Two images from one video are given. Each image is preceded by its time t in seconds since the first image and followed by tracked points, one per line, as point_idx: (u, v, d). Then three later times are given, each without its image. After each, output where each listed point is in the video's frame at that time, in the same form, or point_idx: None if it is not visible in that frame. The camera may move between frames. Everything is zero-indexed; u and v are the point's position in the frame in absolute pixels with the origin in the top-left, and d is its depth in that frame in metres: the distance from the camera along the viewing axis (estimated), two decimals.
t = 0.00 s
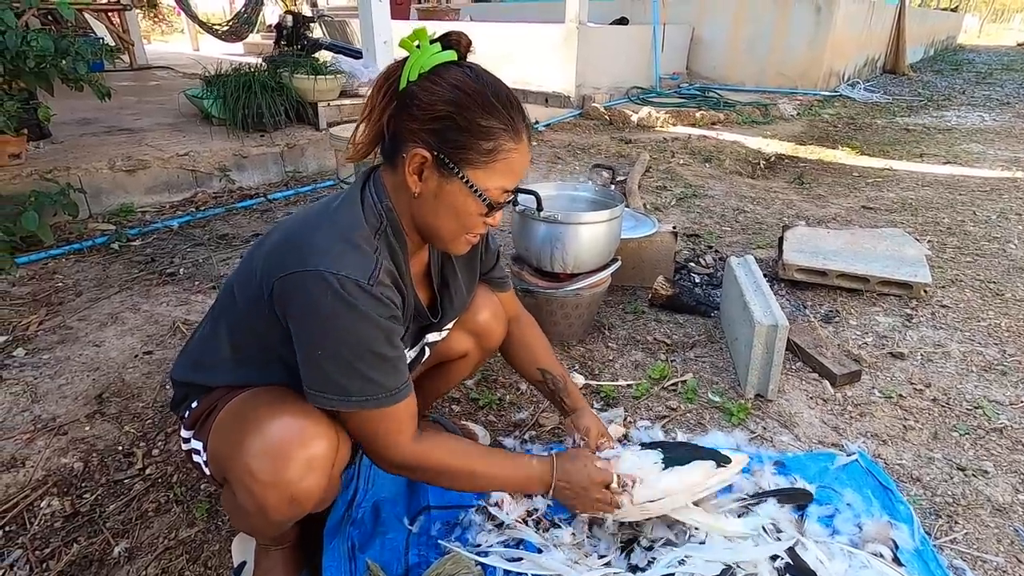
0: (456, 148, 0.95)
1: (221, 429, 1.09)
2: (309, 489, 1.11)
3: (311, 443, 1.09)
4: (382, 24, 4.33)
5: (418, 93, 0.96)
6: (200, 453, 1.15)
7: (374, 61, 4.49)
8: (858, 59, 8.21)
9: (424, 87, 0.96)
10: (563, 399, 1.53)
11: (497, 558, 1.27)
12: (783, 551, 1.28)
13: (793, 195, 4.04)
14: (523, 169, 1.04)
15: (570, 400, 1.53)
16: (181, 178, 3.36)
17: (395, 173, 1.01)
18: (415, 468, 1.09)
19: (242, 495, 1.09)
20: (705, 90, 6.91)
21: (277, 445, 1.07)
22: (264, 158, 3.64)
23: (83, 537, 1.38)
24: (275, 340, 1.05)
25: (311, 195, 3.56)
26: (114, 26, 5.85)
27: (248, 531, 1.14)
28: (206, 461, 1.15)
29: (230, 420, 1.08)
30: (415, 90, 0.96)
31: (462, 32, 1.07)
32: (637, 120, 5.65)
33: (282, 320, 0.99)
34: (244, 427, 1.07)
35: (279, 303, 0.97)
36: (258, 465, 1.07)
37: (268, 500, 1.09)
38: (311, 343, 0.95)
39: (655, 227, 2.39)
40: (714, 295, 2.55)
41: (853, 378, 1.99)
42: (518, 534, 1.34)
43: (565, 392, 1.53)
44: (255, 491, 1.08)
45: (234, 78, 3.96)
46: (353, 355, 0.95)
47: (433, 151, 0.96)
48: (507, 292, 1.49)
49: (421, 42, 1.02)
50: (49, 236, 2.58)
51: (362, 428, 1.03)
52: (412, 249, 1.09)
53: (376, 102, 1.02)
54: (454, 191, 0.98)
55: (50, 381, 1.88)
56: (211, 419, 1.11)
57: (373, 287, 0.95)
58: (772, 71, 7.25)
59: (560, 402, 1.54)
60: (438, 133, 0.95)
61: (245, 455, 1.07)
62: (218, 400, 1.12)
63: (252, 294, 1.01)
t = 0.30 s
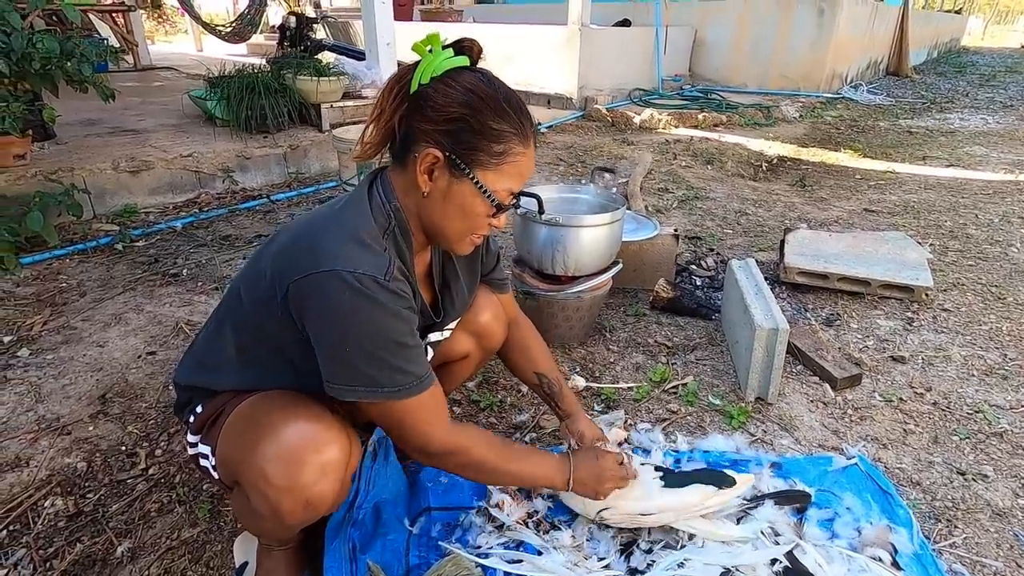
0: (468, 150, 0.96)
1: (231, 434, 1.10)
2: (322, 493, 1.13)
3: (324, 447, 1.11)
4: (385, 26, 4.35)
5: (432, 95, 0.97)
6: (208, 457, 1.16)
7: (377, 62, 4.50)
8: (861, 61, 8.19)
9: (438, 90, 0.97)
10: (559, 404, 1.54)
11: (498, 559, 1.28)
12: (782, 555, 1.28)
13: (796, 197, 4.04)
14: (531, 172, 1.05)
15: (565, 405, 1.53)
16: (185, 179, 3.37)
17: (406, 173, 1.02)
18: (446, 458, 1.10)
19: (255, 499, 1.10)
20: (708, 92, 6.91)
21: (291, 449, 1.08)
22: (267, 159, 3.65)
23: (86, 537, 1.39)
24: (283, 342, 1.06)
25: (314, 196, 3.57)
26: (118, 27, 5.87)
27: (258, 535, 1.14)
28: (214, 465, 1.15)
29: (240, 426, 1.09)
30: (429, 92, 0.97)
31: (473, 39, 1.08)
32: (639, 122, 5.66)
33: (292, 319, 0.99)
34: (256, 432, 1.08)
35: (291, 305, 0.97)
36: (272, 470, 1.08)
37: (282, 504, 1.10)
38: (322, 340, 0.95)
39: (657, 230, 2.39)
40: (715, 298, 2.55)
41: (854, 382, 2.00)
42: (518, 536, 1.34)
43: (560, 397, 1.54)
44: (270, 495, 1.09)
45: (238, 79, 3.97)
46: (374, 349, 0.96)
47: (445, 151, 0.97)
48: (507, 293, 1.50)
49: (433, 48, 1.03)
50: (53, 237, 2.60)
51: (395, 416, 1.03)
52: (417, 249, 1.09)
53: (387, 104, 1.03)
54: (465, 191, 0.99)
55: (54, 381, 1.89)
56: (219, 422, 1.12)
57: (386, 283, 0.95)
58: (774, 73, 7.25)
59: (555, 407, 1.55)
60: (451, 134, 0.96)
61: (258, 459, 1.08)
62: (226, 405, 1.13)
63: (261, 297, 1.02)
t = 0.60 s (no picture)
0: (468, 147, 0.99)
1: (235, 429, 1.12)
2: (325, 487, 1.14)
3: (327, 443, 1.12)
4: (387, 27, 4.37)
5: (432, 96, 0.99)
6: (212, 453, 1.18)
7: (378, 64, 4.53)
8: (862, 62, 8.20)
9: (437, 91, 1.00)
10: (551, 402, 1.57)
11: (493, 555, 1.30)
12: (773, 551, 1.30)
13: (795, 199, 4.06)
14: (527, 170, 1.07)
15: (557, 403, 1.56)
16: (187, 180, 3.40)
17: (405, 170, 1.04)
18: (427, 460, 1.10)
19: (259, 494, 1.11)
20: (708, 93, 6.93)
21: (294, 444, 1.10)
22: (269, 160, 3.68)
23: (88, 532, 1.42)
24: (285, 336, 1.08)
25: (315, 197, 3.60)
26: (122, 29, 5.90)
27: (261, 529, 1.16)
28: (218, 459, 1.17)
29: (244, 421, 1.11)
30: (428, 93, 1.00)
31: (470, 42, 1.10)
32: (639, 124, 5.68)
33: (295, 313, 1.02)
34: (260, 427, 1.10)
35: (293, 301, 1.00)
36: (275, 464, 1.10)
37: (285, 498, 1.11)
38: (323, 334, 0.97)
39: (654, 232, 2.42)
40: (712, 299, 2.57)
41: (849, 382, 2.02)
42: (514, 532, 1.36)
43: (552, 396, 1.56)
44: (274, 489, 1.10)
45: (240, 81, 4.00)
46: (367, 344, 0.97)
47: (444, 149, 0.99)
48: (503, 292, 1.52)
49: (431, 51, 1.05)
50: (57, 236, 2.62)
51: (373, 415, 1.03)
52: (417, 245, 1.11)
53: (386, 104, 1.05)
54: (464, 187, 1.01)
55: (57, 379, 1.91)
56: (223, 417, 1.14)
57: (385, 277, 0.98)
58: (775, 75, 7.26)
59: (547, 404, 1.58)
60: (450, 132, 0.99)
61: (263, 455, 1.09)
62: (230, 401, 1.15)
63: (263, 293, 1.05)
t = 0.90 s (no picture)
0: (473, 133, 0.99)
1: (242, 419, 1.12)
2: (331, 477, 1.14)
3: (334, 432, 1.13)
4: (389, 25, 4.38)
5: (437, 83, 1.00)
6: (217, 443, 1.18)
7: (381, 62, 4.53)
8: (865, 62, 8.20)
9: (442, 77, 1.00)
10: (550, 395, 1.56)
11: (496, 545, 1.31)
12: (776, 542, 1.30)
13: (797, 197, 4.06)
14: (532, 157, 1.08)
15: (556, 395, 1.56)
16: (190, 177, 3.40)
17: (411, 157, 1.04)
18: (446, 436, 1.12)
19: (266, 483, 1.11)
20: (710, 93, 6.92)
21: (301, 433, 1.10)
22: (271, 157, 3.68)
23: (92, 523, 1.42)
24: (290, 325, 1.08)
25: (317, 194, 3.60)
26: (125, 27, 5.92)
27: (267, 519, 1.16)
28: (223, 450, 1.17)
29: (251, 411, 1.11)
30: (434, 80, 1.00)
31: (473, 30, 1.10)
32: (641, 123, 5.68)
33: (302, 300, 1.02)
34: (267, 417, 1.10)
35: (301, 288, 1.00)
36: (282, 453, 1.10)
37: (293, 487, 1.11)
38: (332, 319, 0.97)
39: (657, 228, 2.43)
40: (715, 295, 2.57)
41: (851, 377, 2.01)
42: (517, 523, 1.37)
43: (552, 388, 1.56)
44: (281, 478, 1.10)
45: (243, 78, 4.01)
46: (382, 326, 0.98)
47: (450, 135, 0.99)
48: (505, 283, 1.53)
49: (436, 40, 1.06)
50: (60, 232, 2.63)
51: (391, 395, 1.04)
52: (422, 233, 1.11)
53: (391, 93, 1.05)
54: (469, 173, 1.01)
55: (61, 372, 1.92)
56: (228, 408, 1.14)
57: (396, 261, 0.98)
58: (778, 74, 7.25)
59: (547, 397, 1.57)
60: (456, 118, 0.99)
61: (269, 445, 1.10)
62: (235, 391, 1.15)
63: (269, 283, 1.05)
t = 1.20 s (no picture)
0: (475, 126, 0.99)
1: (246, 414, 1.12)
2: (335, 473, 1.14)
3: (338, 429, 1.12)
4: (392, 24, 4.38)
5: (438, 77, 1.00)
6: (220, 438, 1.18)
7: (384, 61, 4.53)
8: (868, 62, 8.18)
9: (443, 72, 1.00)
10: (547, 392, 1.58)
11: (496, 541, 1.31)
12: (777, 540, 1.30)
13: (800, 197, 4.05)
14: (533, 150, 1.08)
15: (553, 392, 1.58)
16: (192, 174, 3.41)
17: (413, 152, 1.04)
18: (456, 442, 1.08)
19: (269, 478, 1.11)
20: (713, 92, 6.92)
21: (305, 429, 1.10)
22: (274, 154, 3.69)
23: (94, 519, 1.42)
24: (293, 320, 1.08)
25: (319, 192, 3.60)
26: (128, 25, 5.92)
27: (270, 514, 1.16)
28: (226, 445, 1.18)
29: (255, 406, 1.11)
30: (435, 75, 1.00)
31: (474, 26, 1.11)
32: (643, 122, 5.68)
33: (304, 293, 1.02)
34: (271, 411, 1.10)
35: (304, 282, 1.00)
36: (286, 449, 1.09)
37: (296, 482, 1.11)
38: (333, 312, 0.97)
39: (659, 226, 2.42)
40: (717, 294, 2.57)
41: (853, 376, 2.01)
42: (517, 520, 1.37)
43: (549, 385, 1.57)
44: (285, 474, 1.10)
45: (246, 75, 4.01)
46: (388, 318, 0.96)
47: (452, 129, 0.99)
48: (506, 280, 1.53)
49: (436, 36, 1.06)
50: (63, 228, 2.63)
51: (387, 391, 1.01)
52: (424, 227, 1.11)
53: (392, 89, 1.05)
54: (473, 167, 1.01)
55: (64, 368, 1.92)
56: (231, 403, 1.15)
57: (397, 252, 0.98)
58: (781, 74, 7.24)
59: (544, 394, 1.59)
60: (458, 111, 0.99)
61: (274, 439, 1.10)
62: (238, 386, 1.15)
63: (272, 278, 1.05)
